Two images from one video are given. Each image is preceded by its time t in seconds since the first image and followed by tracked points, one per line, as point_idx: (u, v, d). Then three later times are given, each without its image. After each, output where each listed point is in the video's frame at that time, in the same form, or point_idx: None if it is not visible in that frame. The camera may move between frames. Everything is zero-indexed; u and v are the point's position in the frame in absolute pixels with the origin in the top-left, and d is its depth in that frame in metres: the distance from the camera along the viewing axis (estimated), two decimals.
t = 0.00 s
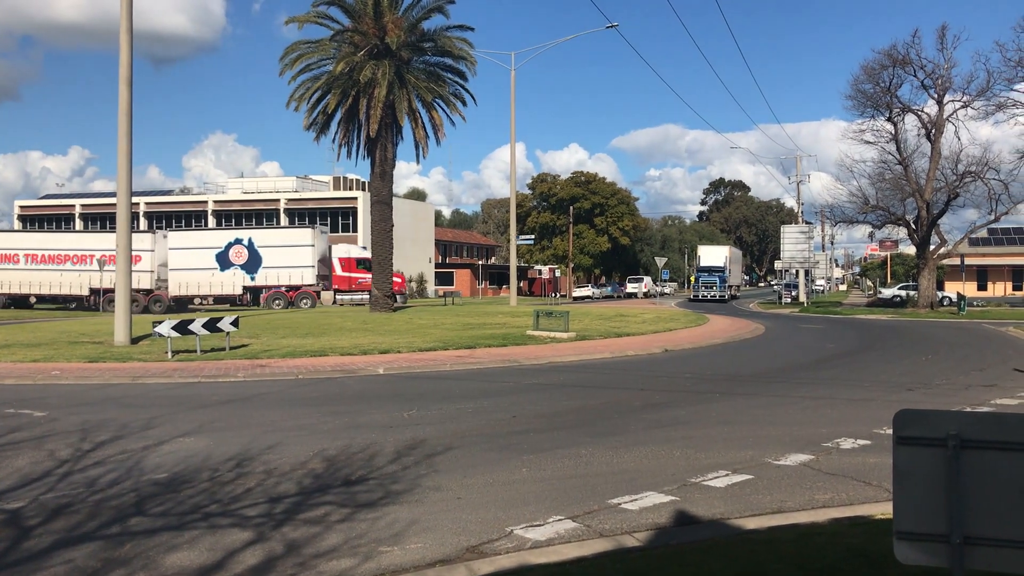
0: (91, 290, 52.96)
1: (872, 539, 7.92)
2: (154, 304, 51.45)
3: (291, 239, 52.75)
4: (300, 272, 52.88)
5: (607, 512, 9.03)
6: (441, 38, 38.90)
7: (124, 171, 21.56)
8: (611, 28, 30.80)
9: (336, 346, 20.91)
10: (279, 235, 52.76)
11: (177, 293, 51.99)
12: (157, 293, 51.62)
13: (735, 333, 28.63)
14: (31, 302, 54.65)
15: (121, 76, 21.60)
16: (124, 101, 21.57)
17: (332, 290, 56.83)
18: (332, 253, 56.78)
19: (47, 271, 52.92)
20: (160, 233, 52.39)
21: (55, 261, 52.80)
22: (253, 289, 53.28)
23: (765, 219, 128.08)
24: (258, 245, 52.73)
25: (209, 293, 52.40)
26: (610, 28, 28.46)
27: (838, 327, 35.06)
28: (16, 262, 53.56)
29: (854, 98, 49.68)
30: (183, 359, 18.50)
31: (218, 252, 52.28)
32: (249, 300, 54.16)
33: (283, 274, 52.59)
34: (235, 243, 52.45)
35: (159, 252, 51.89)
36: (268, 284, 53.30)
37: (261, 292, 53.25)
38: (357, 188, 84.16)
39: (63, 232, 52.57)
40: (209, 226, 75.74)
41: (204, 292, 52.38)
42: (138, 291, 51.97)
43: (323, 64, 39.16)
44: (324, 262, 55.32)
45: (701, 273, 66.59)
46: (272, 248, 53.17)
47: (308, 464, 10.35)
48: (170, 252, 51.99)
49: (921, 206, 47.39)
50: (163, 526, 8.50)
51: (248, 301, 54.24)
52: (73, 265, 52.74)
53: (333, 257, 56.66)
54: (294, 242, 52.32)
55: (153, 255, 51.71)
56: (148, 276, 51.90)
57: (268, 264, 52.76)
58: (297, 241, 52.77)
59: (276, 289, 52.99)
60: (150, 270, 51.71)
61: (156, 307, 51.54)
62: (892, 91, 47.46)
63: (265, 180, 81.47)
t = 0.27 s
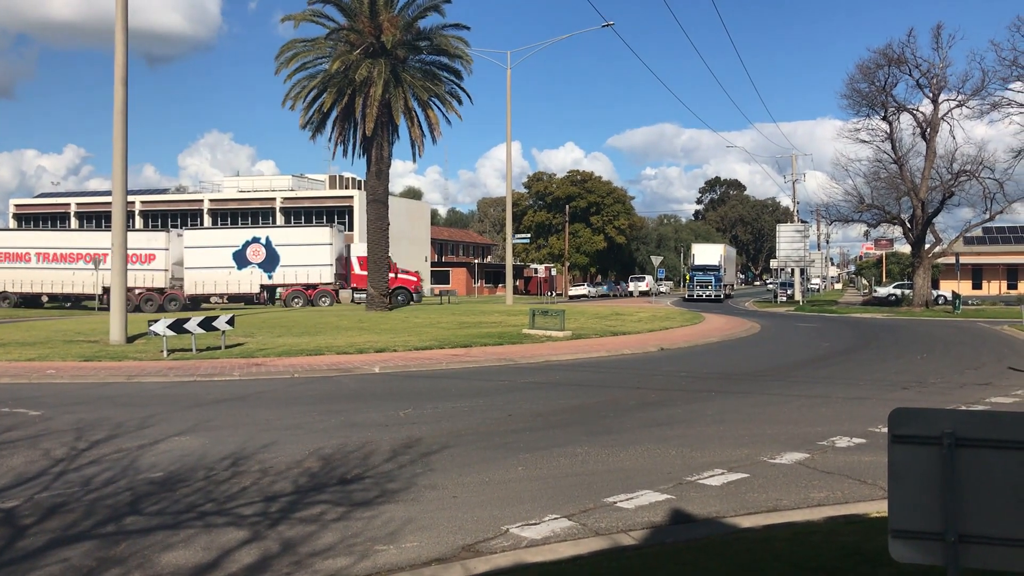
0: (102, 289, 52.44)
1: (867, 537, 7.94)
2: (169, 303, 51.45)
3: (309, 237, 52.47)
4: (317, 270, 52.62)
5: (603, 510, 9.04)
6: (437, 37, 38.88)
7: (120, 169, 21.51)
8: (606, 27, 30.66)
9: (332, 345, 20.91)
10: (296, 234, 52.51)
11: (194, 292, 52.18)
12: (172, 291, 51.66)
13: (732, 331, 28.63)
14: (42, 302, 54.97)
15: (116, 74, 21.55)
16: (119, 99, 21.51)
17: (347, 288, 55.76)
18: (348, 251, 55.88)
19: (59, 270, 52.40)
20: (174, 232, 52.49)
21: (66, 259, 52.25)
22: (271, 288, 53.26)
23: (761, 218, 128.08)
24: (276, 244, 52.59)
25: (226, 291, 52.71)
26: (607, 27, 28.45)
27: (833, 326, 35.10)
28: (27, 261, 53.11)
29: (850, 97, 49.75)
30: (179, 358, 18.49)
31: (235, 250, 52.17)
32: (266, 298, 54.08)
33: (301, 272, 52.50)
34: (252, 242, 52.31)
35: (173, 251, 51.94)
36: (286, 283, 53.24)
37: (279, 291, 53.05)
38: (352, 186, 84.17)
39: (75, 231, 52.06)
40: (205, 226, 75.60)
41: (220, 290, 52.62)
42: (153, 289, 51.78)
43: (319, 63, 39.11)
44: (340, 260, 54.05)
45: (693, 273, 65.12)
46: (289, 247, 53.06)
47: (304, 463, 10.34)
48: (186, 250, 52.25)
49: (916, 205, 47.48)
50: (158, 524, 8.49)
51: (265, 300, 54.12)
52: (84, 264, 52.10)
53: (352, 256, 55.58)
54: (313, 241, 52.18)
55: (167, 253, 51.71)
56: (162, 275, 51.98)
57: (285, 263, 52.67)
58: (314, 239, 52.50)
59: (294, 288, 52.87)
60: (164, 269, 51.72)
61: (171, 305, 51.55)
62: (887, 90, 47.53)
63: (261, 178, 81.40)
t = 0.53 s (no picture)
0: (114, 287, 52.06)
1: (860, 536, 7.97)
2: (182, 301, 51.14)
3: (325, 236, 53.21)
4: (333, 269, 53.44)
5: (596, 509, 9.04)
6: (432, 35, 38.83)
7: (113, 167, 21.44)
8: (602, 27, 30.20)
9: (326, 344, 20.89)
10: (312, 232, 53.26)
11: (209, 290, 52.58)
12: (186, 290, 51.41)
13: (726, 330, 28.69)
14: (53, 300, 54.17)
15: (110, 71, 21.46)
16: (113, 96, 21.43)
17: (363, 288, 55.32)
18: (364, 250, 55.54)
19: (70, 268, 52.03)
20: (187, 230, 52.19)
21: (78, 258, 51.85)
22: (287, 286, 53.84)
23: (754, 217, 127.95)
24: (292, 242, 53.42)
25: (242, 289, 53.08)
26: (602, 26, 28.41)
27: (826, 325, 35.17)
28: (38, 260, 52.55)
29: (844, 96, 49.82)
30: (172, 356, 18.46)
31: (252, 249, 52.96)
32: (281, 296, 54.69)
33: (319, 270, 53.19)
34: (269, 240, 53.28)
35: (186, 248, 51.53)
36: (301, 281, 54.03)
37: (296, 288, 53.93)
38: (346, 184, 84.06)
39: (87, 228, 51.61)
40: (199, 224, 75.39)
41: (237, 289, 53.01)
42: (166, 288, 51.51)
43: (313, 61, 39.03)
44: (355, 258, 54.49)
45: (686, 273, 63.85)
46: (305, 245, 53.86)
47: (298, 461, 10.34)
48: (201, 248, 52.51)
49: (910, 204, 47.54)
50: (152, 523, 8.48)
51: (280, 298, 54.86)
52: (95, 263, 51.56)
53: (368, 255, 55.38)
54: (330, 239, 52.97)
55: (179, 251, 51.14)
56: (176, 273, 51.72)
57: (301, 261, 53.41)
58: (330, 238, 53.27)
59: (311, 286, 53.58)
60: (178, 267, 51.36)
61: (186, 304, 51.36)
62: (881, 90, 47.59)
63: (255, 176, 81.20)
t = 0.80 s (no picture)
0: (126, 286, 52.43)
1: (851, 534, 7.99)
2: (197, 299, 51.36)
3: (341, 235, 53.19)
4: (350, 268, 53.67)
5: (589, 508, 9.04)
6: (424, 33, 38.77)
7: (104, 164, 21.37)
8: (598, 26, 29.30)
9: (318, 342, 20.87)
10: (330, 232, 53.47)
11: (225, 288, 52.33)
12: (200, 288, 51.75)
13: (717, 329, 28.73)
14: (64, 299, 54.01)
15: (101, 68, 21.39)
16: (104, 93, 21.37)
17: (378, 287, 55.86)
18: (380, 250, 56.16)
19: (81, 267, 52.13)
20: (199, 229, 52.11)
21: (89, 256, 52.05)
22: (302, 285, 53.70)
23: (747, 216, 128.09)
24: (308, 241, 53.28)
25: (258, 287, 52.94)
26: (595, 25, 28.41)
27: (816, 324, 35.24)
28: (47, 259, 52.45)
29: (836, 96, 49.93)
30: (163, 355, 18.41)
31: (267, 247, 52.73)
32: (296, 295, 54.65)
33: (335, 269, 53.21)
34: (284, 239, 52.82)
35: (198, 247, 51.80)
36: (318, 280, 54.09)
37: (311, 288, 53.77)
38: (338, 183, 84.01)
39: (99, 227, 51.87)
40: (190, 223, 75.24)
41: (252, 287, 52.77)
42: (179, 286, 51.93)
43: (305, 59, 38.95)
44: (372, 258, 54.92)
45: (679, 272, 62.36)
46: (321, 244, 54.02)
47: (290, 460, 10.32)
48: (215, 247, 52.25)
49: (902, 204, 47.62)
50: (142, 522, 8.45)
51: (294, 297, 54.65)
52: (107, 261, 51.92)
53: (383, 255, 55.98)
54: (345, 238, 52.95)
55: (193, 249, 51.62)
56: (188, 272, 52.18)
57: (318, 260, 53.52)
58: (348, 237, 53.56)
59: (327, 284, 53.83)
60: (190, 266, 51.63)
61: (200, 301, 51.62)
62: (873, 89, 47.72)
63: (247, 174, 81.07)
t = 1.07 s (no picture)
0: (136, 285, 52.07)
1: (840, 534, 8.02)
2: (211, 298, 51.68)
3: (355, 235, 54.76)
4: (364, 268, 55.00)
5: (578, 507, 9.06)
6: (414, 33, 38.72)
7: (93, 162, 21.28)
8: (587, 25, 29.80)
9: (307, 342, 20.85)
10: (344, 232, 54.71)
11: (238, 286, 53.26)
12: (213, 287, 52.08)
13: (705, 329, 28.84)
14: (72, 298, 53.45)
15: (89, 66, 21.29)
16: (92, 91, 21.28)
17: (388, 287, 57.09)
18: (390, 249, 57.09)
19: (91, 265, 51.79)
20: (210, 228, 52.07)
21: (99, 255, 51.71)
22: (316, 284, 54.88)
23: (737, 216, 128.54)
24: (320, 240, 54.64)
25: (270, 287, 54.08)
26: (584, 25, 28.49)
27: (805, 324, 35.36)
28: (56, 257, 51.97)
29: (825, 97, 50.09)
30: (152, 354, 18.35)
31: (280, 246, 53.83)
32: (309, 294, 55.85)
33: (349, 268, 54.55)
34: (298, 238, 54.05)
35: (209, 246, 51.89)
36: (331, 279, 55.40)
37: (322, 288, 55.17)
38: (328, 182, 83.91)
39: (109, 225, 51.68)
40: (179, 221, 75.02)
41: (265, 287, 53.91)
42: (190, 284, 51.86)
43: (295, 58, 38.84)
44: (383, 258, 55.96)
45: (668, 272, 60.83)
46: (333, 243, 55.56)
47: (279, 460, 10.30)
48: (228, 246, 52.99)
49: (890, 204, 47.82)
50: (131, 522, 8.43)
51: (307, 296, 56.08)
52: (116, 259, 51.66)
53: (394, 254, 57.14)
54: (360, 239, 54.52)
55: (204, 248, 51.59)
56: (199, 270, 52.09)
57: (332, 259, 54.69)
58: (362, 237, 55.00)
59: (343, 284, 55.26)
60: (201, 264, 51.69)
61: (213, 300, 52.01)
62: (862, 90, 47.89)
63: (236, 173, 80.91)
